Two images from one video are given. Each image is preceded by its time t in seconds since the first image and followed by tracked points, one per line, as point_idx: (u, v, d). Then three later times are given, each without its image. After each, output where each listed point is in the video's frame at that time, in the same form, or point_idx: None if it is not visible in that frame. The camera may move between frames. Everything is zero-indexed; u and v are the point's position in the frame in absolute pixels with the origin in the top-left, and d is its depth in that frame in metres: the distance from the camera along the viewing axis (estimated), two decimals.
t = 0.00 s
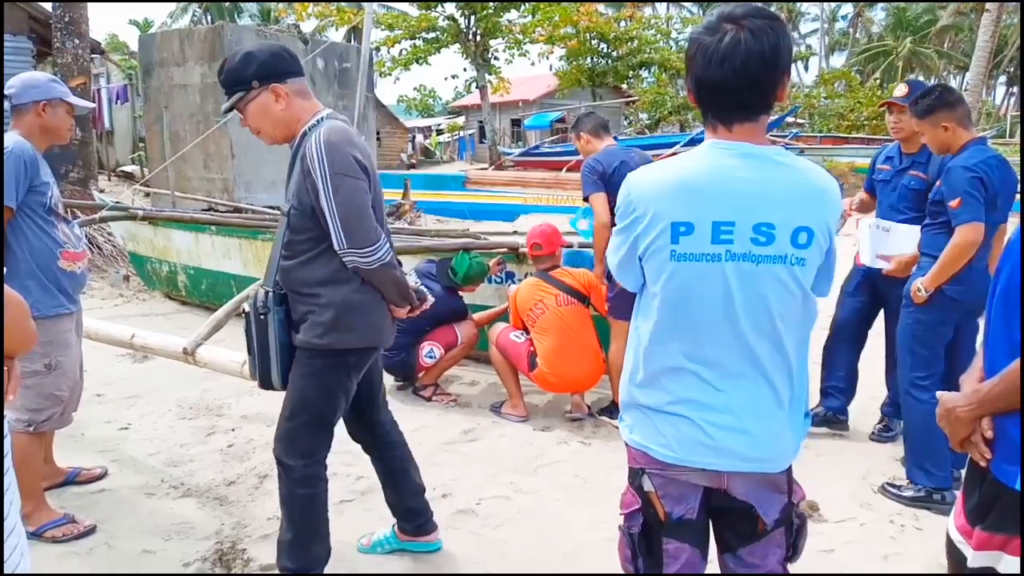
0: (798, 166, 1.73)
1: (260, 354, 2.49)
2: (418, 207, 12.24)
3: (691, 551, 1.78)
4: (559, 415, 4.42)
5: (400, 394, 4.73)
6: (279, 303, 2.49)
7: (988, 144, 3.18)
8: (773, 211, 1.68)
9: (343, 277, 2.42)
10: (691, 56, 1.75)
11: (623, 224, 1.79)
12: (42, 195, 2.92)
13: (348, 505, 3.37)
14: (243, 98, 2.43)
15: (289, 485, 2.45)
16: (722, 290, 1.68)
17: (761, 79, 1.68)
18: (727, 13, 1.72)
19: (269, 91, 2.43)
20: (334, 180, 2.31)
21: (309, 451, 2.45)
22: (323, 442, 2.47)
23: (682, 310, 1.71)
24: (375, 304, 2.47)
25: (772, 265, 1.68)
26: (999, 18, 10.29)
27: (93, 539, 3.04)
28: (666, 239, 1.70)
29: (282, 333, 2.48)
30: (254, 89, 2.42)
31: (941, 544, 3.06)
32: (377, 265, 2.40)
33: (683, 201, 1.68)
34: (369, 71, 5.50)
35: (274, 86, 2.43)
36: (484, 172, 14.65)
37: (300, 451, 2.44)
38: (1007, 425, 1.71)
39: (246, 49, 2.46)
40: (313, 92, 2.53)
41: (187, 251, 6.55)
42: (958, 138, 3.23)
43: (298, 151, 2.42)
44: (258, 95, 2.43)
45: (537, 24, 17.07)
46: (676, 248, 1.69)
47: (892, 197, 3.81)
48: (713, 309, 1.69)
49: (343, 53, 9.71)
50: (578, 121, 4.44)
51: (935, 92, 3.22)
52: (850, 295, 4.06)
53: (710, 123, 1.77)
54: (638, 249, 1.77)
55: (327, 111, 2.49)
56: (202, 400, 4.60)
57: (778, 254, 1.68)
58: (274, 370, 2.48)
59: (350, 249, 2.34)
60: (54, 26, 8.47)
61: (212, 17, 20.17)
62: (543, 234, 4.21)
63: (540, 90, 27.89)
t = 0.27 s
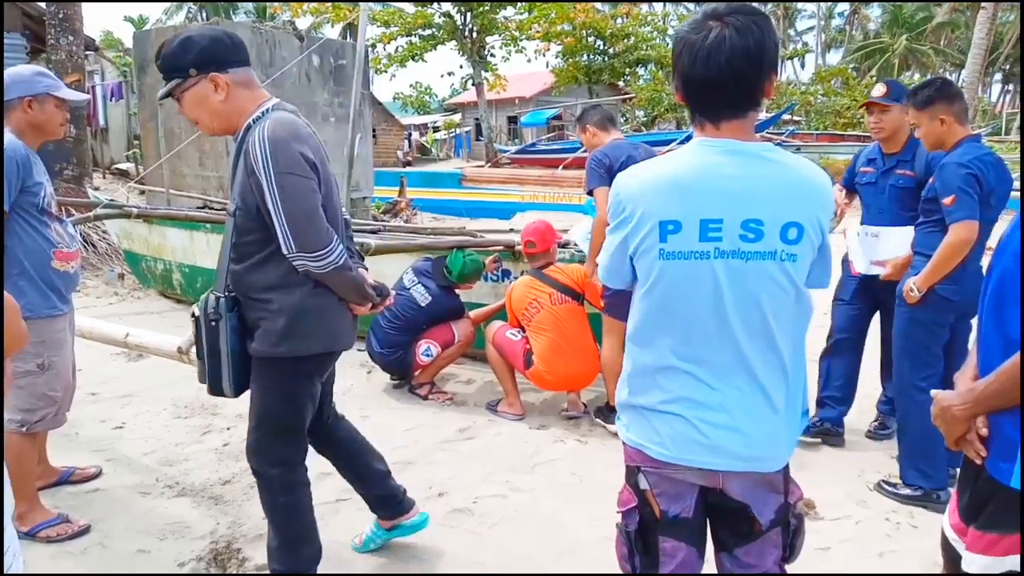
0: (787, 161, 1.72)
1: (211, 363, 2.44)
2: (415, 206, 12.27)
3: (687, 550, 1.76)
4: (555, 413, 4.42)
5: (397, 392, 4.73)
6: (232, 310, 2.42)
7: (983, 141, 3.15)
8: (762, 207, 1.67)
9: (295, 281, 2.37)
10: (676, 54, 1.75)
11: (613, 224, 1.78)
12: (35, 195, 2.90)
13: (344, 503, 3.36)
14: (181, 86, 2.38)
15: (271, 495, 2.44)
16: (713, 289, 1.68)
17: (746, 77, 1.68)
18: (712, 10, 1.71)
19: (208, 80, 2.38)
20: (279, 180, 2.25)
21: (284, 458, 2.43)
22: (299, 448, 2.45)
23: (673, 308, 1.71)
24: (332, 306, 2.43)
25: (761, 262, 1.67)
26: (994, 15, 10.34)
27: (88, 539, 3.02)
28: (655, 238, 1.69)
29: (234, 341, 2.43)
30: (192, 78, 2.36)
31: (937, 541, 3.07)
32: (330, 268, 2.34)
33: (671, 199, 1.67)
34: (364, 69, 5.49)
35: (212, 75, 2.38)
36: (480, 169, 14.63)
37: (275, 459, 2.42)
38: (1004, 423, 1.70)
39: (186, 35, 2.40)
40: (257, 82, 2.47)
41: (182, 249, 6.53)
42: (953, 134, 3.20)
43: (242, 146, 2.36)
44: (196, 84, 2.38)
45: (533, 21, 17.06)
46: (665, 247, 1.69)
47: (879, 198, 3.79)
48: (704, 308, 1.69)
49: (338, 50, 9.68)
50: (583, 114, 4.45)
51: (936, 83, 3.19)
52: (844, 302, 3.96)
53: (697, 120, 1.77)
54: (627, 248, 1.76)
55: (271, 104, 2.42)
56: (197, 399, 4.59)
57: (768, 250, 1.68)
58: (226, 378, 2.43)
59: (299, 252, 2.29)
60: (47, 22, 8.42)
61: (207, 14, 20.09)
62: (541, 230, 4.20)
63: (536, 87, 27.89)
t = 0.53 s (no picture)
0: (785, 164, 1.72)
1: (156, 374, 2.44)
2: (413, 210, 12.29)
3: (687, 554, 1.76)
4: (555, 417, 4.42)
5: (395, 397, 4.72)
6: (184, 320, 2.40)
7: (983, 146, 3.15)
8: (760, 210, 1.67)
9: (262, 291, 2.33)
10: (674, 58, 1.75)
11: (613, 227, 1.78)
12: (34, 201, 2.90)
13: (343, 508, 3.35)
14: (145, 83, 2.34)
15: (263, 504, 2.45)
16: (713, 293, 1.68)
17: (744, 83, 1.68)
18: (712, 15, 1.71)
19: (174, 79, 2.33)
20: (244, 188, 2.20)
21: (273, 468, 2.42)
22: (286, 457, 2.44)
23: (674, 312, 1.70)
24: (302, 315, 2.40)
25: (761, 265, 1.67)
26: (991, 19, 10.39)
27: (86, 544, 3.02)
28: (654, 242, 1.69)
29: (184, 351, 2.41)
30: (157, 75, 2.32)
31: (936, 545, 3.07)
32: (298, 279, 2.30)
33: (670, 203, 1.67)
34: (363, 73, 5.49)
35: (179, 74, 2.33)
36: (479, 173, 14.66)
37: (266, 471, 2.42)
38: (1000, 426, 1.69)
39: (155, 33, 2.35)
40: (226, 83, 2.42)
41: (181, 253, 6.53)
42: (951, 139, 3.19)
43: (208, 150, 2.30)
44: (162, 82, 2.34)
45: (532, 25, 17.11)
46: (664, 251, 1.69)
47: (858, 201, 3.79)
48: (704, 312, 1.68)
49: (337, 55, 9.69)
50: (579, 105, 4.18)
51: (939, 84, 3.19)
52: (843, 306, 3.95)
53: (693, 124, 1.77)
54: (626, 252, 1.77)
55: (240, 108, 2.38)
56: (196, 403, 4.58)
57: (767, 254, 1.68)
58: (172, 388, 2.43)
59: (266, 263, 2.25)
60: (47, 27, 8.41)
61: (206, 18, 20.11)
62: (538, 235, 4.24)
63: (535, 91, 27.96)
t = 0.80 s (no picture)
0: (792, 163, 1.72)
1: (137, 378, 2.42)
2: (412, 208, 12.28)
3: (688, 552, 1.76)
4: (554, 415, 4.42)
5: (394, 395, 4.72)
6: (166, 320, 2.40)
7: (984, 146, 3.15)
8: (768, 208, 1.67)
9: (242, 289, 2.34)
10: (686, 52, 1.72)
11: (619, 222, 1.77)
12: (32, 198, 2.89)
13: (342, 506, 3.35)
14: (124, 76, 2.39)
15: (259, 502, 2.45)
16: (718, 290, 1.67)
17: (765, 75, 1.68)
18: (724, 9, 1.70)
19: (152, 74, 2.39)
20: (222, 185, 2.22)
21: (268, 466, 2.42)
22: (280, 454, 2.43)
23: (678, 309, 1.70)
24: (284, 314, 2.40)
25: (768, 262, 1.68)
26: (990, 18, 10.39)
27: (85, 542, 3.02)
28: (662, 238, 1.69)
29: (166, 352, 2.40)
30: (135, 69, 2.37)
31: (935, 543, 3.07)
32: (278, 277, 2.30)
33: (678, 199, 1.67)
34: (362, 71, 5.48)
35: (156, 69, 2.39)
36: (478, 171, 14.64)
37: (260, 468, 2.41)
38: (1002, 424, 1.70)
39: (135, 28, 2.40)
40: (204, 80, 2.47)
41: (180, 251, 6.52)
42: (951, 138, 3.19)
43: (186, 146, 2.33)
44: (139, 76, 2.38)
45: (532, 23, 17.09)
46: (672, 247, 1.68)
47: (841, 194, 3.75)
48: (709, 308, 1.68)
49: (336, 52, 9.69)
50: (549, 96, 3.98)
51: (942, 82, 3.17)
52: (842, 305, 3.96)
53: (706, 119, 1.74)
54: (633, 249, 1.76)
55: (217, 104, 2.43)
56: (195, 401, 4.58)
57: (774, 251, 1.68)
58: (153, 391, 2.41)
59: (245, 260, 2.26)
60: (45, 24, 8.38)
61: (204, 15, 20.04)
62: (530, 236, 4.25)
63: (535, 89, 27.95)
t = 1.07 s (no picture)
0: (805, 162, 1.74)
1: (109, 384, 2.40)
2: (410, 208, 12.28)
3: (689, 553, 1.77)
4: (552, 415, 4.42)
5: (393, 395, 4.72)
6: (139, 324, 2.39)
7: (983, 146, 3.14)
8: (786, 206, 1.68)
9: (209, 291, 2.35)
10: (705, 52, 1.69)
11: (635, 216, 1.73)
12: (27, 200, 2.89)
13: (341, 507, 3.35)
14: (97, 77, 2.35)
15: (246, 503, 2.44)
16: (736, 288, 1.67)
17: (779, 70, 1.72)
18: (726, 12, 1.72)
19: (126, 75, 2.34)
20: (196, 185, 2.21)
21: (250, 466, 2.41)
22: (263, 454, 2.44)
23: (694, 306, 1.68)
24: (251, 317, 2.41)
25: (784, 260, 1.69)
26: (988, 18, 10.41)
27: (84, 543, 3.01)
28: (684, 233, 1.66)
29: (140, 356, 2.40)
30: (109, 70, 2.33)
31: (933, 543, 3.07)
32: (248, 278, 2.29)
33: (700, 195, 1.65)
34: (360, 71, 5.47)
35: (131, 71, 2.34)
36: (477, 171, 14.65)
37: (240, 468, 2.40)
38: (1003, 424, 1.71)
39: (110, 28, 2.35)
40: (179, 82, 2.43)
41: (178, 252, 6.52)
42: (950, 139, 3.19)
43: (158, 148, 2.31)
44: (113, 77, 2.34)
45: (530, 23, 17.10)
46: (694, 243, 1.66)
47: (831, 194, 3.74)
48: (726, 306, 1.67)
49: (334, 53, 9.70)
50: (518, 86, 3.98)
51: (936, 86, 3.17)
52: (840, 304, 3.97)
53: (730, 118, 1.72)
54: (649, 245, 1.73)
55: (192, 107, 2.38)
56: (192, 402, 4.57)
57: (790, 249, 1.69)
58: (126, 396, 2.39)
59: (217, 261, 2.25)
60: (42, 24, 8.36)
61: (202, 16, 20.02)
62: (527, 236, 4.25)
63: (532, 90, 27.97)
